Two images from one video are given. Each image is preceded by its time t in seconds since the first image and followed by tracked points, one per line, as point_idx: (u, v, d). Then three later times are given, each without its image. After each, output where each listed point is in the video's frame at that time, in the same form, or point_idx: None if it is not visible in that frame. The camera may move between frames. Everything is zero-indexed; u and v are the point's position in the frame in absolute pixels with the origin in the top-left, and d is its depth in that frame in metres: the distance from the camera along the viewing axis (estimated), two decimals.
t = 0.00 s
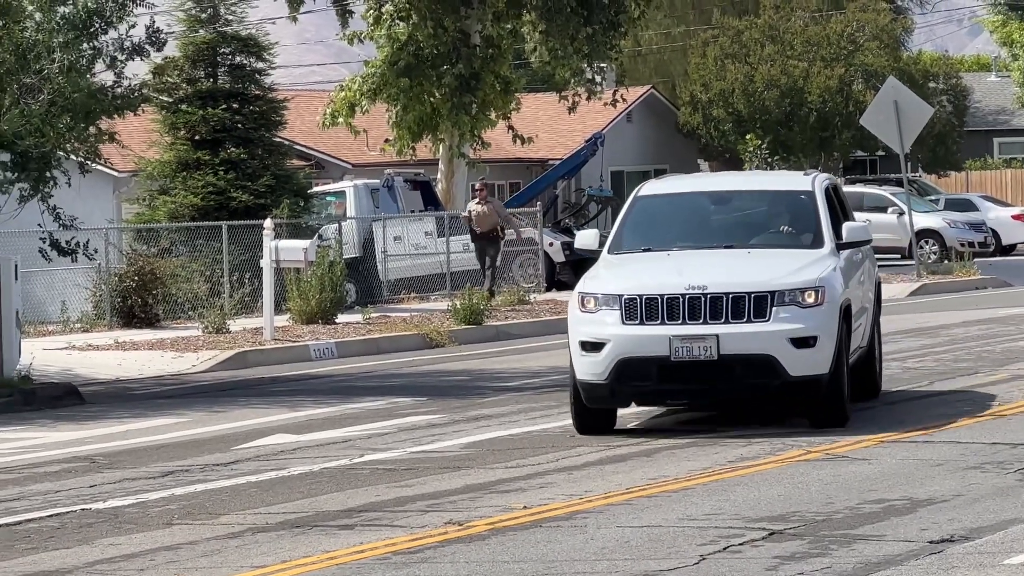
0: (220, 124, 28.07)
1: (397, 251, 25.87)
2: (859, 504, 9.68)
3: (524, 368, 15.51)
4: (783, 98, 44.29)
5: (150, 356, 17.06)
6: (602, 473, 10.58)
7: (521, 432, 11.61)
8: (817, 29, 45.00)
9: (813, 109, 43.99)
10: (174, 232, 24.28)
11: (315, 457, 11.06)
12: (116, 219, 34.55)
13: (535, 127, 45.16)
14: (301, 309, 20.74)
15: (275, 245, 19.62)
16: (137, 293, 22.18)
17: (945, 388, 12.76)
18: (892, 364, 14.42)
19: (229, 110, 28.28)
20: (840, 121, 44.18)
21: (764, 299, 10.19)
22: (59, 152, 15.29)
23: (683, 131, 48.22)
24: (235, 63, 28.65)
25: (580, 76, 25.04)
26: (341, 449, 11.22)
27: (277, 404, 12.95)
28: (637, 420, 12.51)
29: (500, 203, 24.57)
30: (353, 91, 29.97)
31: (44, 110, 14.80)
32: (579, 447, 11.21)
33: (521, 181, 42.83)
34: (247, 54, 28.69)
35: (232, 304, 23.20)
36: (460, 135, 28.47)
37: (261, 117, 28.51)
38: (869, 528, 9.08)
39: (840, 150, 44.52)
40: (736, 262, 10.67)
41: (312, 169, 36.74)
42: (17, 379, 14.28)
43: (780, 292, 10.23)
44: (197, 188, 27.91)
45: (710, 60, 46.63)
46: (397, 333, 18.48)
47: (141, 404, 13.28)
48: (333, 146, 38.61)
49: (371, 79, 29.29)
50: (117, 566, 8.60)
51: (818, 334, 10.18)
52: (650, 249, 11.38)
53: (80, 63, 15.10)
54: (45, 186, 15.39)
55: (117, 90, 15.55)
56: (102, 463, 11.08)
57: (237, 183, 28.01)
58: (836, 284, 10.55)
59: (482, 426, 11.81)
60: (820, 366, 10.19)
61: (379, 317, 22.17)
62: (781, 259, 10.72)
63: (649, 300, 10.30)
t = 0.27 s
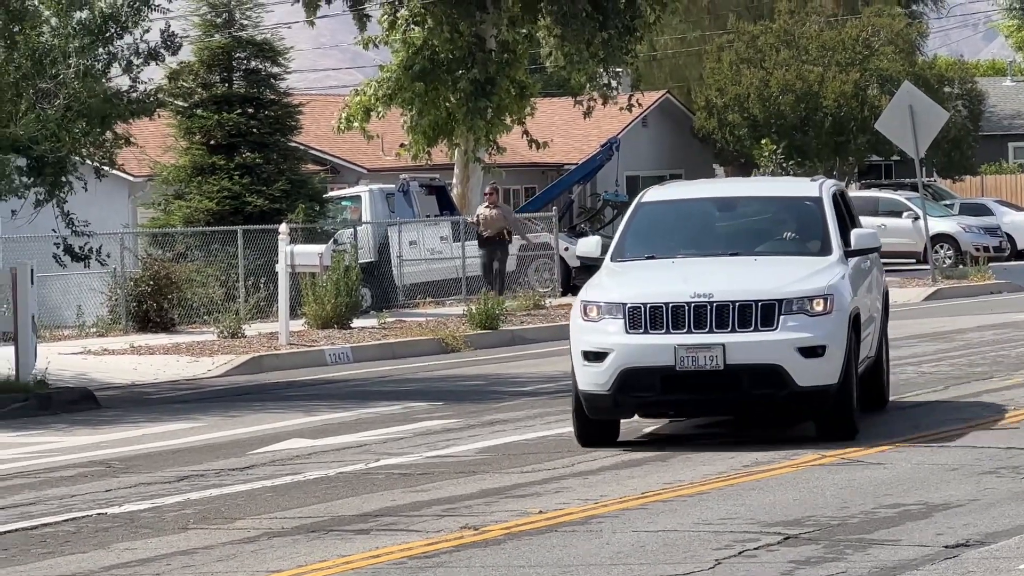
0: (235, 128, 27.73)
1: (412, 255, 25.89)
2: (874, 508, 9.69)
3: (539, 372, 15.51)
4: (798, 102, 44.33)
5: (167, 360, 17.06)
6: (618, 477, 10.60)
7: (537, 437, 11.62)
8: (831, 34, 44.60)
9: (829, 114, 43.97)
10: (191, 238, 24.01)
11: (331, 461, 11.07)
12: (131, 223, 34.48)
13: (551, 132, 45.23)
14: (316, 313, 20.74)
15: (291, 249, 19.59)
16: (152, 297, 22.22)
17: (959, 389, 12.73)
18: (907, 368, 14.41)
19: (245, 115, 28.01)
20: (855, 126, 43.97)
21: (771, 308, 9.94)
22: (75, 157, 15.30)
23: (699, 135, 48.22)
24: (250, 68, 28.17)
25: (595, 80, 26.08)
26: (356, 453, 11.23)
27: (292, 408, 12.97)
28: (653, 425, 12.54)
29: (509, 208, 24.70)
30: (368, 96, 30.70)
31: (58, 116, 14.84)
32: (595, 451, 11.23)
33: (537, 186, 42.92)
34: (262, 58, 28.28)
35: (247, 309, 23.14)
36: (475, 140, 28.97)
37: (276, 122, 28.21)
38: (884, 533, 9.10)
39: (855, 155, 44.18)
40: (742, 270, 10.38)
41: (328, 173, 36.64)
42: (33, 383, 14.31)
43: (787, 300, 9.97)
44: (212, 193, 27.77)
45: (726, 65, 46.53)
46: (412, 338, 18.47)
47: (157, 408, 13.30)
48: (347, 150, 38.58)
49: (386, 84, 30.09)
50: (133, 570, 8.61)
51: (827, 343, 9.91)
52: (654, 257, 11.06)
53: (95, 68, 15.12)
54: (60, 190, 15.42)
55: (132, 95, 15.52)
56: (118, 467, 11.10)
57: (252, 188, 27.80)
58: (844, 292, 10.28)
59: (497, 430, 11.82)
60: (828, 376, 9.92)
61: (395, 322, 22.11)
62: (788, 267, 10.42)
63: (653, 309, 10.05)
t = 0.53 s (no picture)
0: (256, 135, 28.03)
1: (434, 262, 25.83)
2: (896, 515, 9.66)
3: (559, 380, 15.51)
4: (818, 109, 44.46)
5: (189, 368, 17.11)
6: (640, 484, 10.59)
7: (557, 444, 11.60)
8: (852, 41, 44.85)
9: (849, 121, 44.15)
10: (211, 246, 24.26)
11: (352, 469, 11.06)
12: (150, 230, 34.51)
13: (572, 139, 45.36)
14: (337, 320, 20.78)
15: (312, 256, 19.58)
16: (174, 305, 22.18)
17: (980, 394, 12.69)
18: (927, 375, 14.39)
19: (265, 122, 28.23)
20: (875, 133, 44.25)
21: (783, 318, 9.31)
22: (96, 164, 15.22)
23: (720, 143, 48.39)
24: (270, 75, 28.48)
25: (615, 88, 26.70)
26: (377, 461, 11.22)
27: (312, 416, 12.96)
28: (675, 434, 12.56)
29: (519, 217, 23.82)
30: (390, 103, 30.65)
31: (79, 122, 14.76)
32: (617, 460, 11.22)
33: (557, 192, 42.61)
34: (283, 65, 28.55)
35: (268, 316, 23.19)
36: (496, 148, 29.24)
37: (297, 129, 28.44)
38: (906, 540, 9.08)
39: (875, 162, 44.52)
40: (752, 280, 9.74)
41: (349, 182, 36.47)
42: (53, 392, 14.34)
43: (799, 311, 9.34)
44: (232, 201, 27.94)
45: (747, 71, 46.62)
46: (432, 345, 18.52)
47: (176, 416, 13.30)
48: (366, 156, 38.54)
49: (406, 91, 30.04)
50: None
51: (841, 355, 9.28)
52: (661, 267, 10.37)
53: (115, 75, 15.13)
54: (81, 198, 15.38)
55: (152, 102, 15.54)
56: (138, 475, 11.08)
57: (273, 196, 28.02)
58: (859, 302, 9.66)
59: (518, 438, 11.81)
60: (843, 391, 9.29)
61: (416, 328, 22.11)
62: (801, 277, 9.77)
63: (661, 320, 9.41)
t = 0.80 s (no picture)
0: (275, 141, 28.01)
1: (452, 268, 25.76)
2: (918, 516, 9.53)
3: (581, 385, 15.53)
4: (838, 113, 44.54)
5: (205, 373, 17.10)
6: (661, 489, 10.57)
7: (577, 449, 11.59)
8: (871, 45, 44.38)
9: (869, 126, 44.12)
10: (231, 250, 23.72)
11: (373, 474, 11.06)
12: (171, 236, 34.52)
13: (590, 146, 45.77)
14: (356, 326, 20.77)
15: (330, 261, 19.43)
16: (192, 311, 22.23)
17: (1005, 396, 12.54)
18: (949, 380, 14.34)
19: (284, 128, 28.30)
20: (895, 137, 44.11)
21: (794, 329, 8.70)
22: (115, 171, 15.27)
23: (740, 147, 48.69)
24: (290, 80, 28.46)
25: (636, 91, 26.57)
26: (396, 467, 11.21)
27: (332, 422, 12.96)
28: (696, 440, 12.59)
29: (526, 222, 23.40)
30: (408, 108, 30.59)
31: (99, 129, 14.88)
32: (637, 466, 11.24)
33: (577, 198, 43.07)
34: (302, 71, 28.59)
35: (287, 322, 23.22)
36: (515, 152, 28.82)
37: (316, 135, 28.51)
38: (926, 545, 8.78)
39: (895, 165, 44.48)
40: (761, 289, 9.10)
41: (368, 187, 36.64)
42: (74, 397, 14.45)
43: (810, 320, 8.74)
44: (252, 206, 28.10)
45: (766, 76, 47.00)
46: (450, 351, 18.53)
47: (198, 422, 13.34)
48: (384, 161, 38.66)
49: (426, 95, 30.01)
50: None
51: (854, 367, 8.67)
52: (667, 277, 9.70)
53: (134, 81, 15.14)
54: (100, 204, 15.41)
55: (172, 107, 15.63)
56: (157, 480, 11.08)
57: (292, 201, 28.08)
58: (871, 311, 9.04)
59: (538, 444, 11.79)
60: (858, 405, 8.67)
61: (434, 334, 22.12)
62: (812, 287, 9.12)
63: (667, 330, 8.80)
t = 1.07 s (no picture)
0: (287, 146, 28.21)
1: (464, 272, 25.74)
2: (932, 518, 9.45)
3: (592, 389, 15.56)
4: (849, 118, 45.48)
5: (213, 379, 17.07)
6: (674, 492, 10.54)
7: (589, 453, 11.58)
8: (882, 50, 45.65)
9: (880, 130, 45.16)
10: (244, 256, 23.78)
11: (386, 478, 11.07)
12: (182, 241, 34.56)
13: (603, 150, 46.43)
14: (368, 330, 20.81)
15: (342, 266, 19.49)
16: (204, 316, 22.22)
17: (1021, 398, 12.43)
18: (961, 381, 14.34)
19: (296, 133, 28.38)
20: (907, 141, 45.15)
21: (796, 338, 8.47)
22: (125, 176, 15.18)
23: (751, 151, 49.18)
24: (301, 86, 28.57)
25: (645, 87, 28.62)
26: (408, 471, 11.23)
27: (343, 427, 12.97)
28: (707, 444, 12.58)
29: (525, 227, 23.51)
30: (420, 113, 29.84)
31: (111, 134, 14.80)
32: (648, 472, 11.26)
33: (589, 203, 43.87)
34: (314, 76, 28.68)
35: (299, 326, 23.28)
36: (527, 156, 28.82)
37: (327, 139, 28.62)
38: (939, 549, 8.62)
39: (907, 169, 45.42)
40: (763, 298, 8.87)
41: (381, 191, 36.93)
42: (85, 403, 14.50)
43: (813, 329, 8.51)
44: (263, 211, 28.12)
45: (777, 79, 47.72)
46: (464, 356, 18.59)
47: (210, 427, 13.36)
48: (395, 166, 38.89)
49: (438, 100, 29.11)
50: None
51: (859, 378, 8.43)
52: (666, 284, 9.53)
53: (143, 87, 15.24)
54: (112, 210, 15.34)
55: (184, 111, 15.86)
56: (169, 485, 11.08)
57: (303, 206, 28.12)
58: (876, 321, 8.79)
59: (549, 448, 11.77)
60: (863, 417, 8.42)
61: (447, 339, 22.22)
62: (815, 296, 8.89)
63: (666, 340, 8.58)
